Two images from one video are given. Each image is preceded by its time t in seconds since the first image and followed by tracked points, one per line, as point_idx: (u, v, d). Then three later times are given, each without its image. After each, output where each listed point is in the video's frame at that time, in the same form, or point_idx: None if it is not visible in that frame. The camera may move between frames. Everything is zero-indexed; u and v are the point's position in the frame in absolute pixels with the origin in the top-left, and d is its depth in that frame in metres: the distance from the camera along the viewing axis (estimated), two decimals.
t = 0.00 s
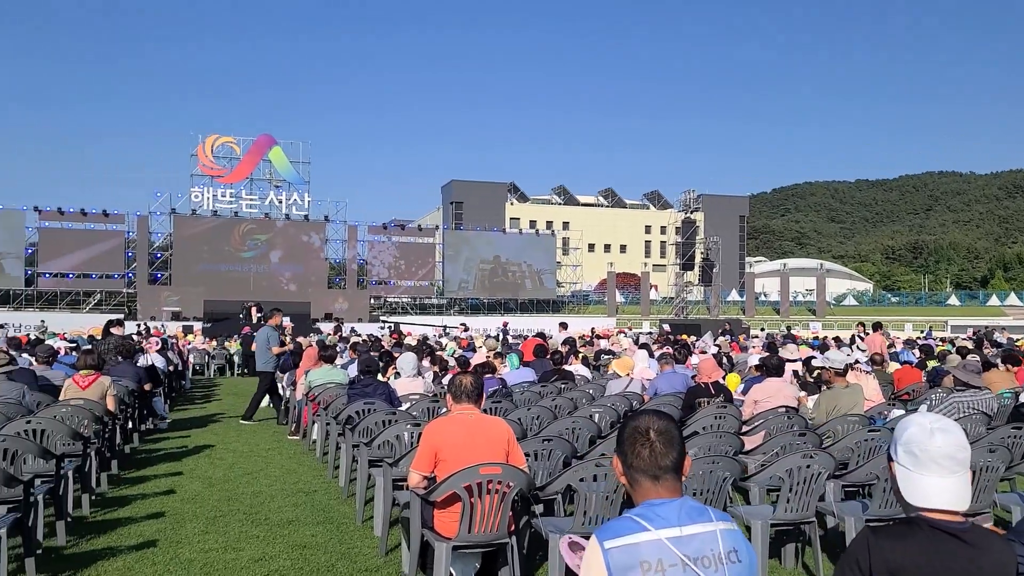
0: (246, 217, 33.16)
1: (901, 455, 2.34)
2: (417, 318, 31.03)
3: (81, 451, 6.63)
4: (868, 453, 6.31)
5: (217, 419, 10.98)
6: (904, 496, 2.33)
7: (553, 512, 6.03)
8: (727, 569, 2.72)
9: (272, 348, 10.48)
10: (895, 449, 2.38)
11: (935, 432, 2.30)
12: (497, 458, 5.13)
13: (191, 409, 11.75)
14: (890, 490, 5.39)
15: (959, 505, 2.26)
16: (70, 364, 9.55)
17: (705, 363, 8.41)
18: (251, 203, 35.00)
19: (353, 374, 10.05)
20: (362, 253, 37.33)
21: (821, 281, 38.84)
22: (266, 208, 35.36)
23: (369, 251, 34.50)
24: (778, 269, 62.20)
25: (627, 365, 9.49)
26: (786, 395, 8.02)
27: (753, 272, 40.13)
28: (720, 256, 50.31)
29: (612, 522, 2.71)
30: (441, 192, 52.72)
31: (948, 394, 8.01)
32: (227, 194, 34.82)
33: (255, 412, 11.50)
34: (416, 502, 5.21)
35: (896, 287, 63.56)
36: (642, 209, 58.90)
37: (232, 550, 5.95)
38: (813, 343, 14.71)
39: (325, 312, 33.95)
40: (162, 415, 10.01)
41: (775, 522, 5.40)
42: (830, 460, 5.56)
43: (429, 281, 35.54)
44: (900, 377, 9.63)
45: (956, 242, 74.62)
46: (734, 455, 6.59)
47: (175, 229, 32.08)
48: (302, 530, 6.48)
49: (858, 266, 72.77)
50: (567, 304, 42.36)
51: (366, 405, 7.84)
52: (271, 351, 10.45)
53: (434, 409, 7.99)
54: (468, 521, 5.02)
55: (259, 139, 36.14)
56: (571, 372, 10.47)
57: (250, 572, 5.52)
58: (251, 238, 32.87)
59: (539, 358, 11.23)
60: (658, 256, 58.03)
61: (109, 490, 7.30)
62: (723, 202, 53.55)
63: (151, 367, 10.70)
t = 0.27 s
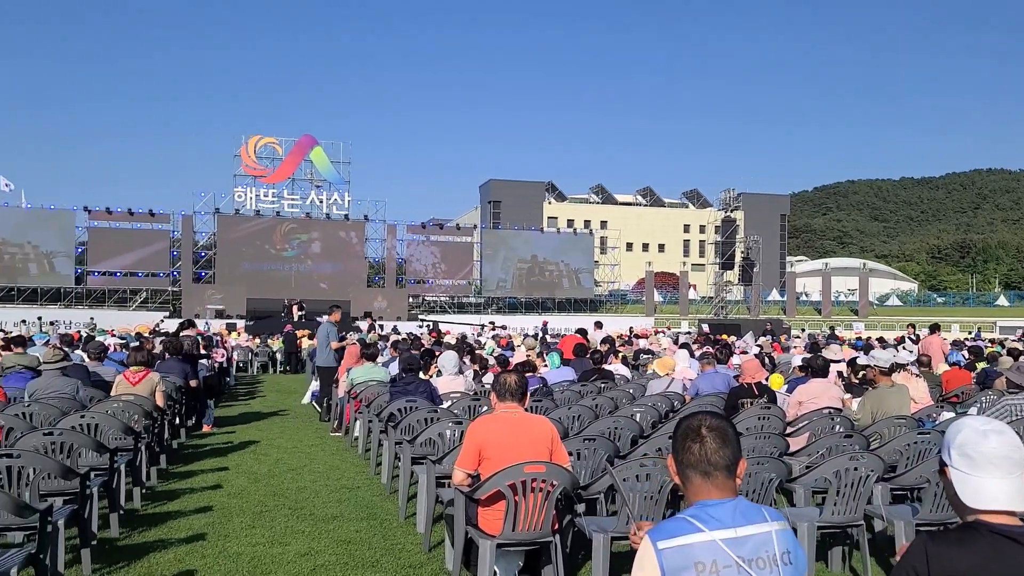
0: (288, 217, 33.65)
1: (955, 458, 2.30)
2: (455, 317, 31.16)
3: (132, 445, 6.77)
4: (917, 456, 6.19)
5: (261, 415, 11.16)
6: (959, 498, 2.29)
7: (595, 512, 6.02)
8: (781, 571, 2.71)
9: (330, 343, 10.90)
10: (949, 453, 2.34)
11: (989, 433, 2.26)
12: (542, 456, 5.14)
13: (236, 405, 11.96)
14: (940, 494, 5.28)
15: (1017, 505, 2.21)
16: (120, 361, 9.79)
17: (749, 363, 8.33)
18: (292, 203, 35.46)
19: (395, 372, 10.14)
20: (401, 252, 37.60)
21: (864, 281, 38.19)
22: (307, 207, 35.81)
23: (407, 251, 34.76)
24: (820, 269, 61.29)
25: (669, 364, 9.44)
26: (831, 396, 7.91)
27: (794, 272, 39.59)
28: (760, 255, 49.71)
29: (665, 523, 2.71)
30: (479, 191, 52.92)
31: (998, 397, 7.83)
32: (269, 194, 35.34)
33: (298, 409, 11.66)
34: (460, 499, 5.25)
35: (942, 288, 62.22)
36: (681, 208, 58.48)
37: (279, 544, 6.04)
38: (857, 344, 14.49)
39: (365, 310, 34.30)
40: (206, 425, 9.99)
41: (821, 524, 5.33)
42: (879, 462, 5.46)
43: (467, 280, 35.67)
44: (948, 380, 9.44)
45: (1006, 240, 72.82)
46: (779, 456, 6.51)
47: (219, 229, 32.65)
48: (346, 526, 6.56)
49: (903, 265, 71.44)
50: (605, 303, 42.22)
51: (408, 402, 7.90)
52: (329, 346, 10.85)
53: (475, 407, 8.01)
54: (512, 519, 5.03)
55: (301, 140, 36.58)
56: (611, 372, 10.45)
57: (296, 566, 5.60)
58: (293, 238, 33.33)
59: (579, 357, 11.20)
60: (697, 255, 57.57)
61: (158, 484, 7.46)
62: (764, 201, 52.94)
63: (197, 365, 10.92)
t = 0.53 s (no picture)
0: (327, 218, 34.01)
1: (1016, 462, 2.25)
2: (492, 316, 31.30)
3: (180, 441, 6.90)
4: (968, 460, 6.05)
5: (303, 413, 11.30)
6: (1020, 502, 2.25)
7: (638, 513, 6.00)
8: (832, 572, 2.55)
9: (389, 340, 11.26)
10: (1013, 458, 2.28)
11: None
12: (585, 455, 5.13)
13: (278, 403, 12.13)
14: (994, 498, 5.14)
15: None
16: (167, 359, 9.99)
17: (792, 364, 8.23)
18: (331, 203, 35.80)
19: (434, 371, 10.20)
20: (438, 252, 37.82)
21: (908, 281, 37.52)
22: (346, 208, 36.15)
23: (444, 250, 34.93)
24: (861, 269, 60.36)
25: (710, 365, 9.36)
26: (876, 398, 7.79)
27: (835, 271, 39.05)
28: (801, 255, 49.10)
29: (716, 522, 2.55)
30: (516, 191, 53.02)
31: None
32: (309, 194, 35.73)
33: (339, 407, 11.78)
34: (504, 498, 5.28)
35: (989, 288, 60.88)
36: (719, 208, 58.02)
37: (323, 540, 6.11)
38: (901, 345, 14.26)
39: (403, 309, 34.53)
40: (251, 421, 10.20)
41: (870, 528, 5.23)
42: (930, 466, 5.35)
43: (502, 280, 35.74)
44: (996, 382, 9.22)
45: None
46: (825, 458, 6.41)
47: (259, 229, 33.10)
48: (389, 523, 6.61)
49: (947, 266, 70.05)
50: (642, 303, 42.04)
51: (449, 402, 7.94)
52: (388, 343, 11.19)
53: (515, 407, 8.00)
54: (556, 519, 5.03)
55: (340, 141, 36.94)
56: (650, 372, 10.38)
57: (341, 562, 5.66)
58: (332, 238, 33.68)
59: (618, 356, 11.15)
60: (736, 255, 57.06)
61: (205, 480, 7.60)
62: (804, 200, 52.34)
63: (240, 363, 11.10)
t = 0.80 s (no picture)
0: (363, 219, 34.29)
1: None
2: (527, 317, 31.31)
3: (224, 438, 7.00)
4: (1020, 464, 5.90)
5: (341, 412, 11.40)
6: None
7: (679, 514, 5.96)
8: None
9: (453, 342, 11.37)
10: None
11: None
12: (628, 455, 5.11)
13: (317, 402, 12.26)
14: None
15: None
16: (209, 357, 10.15)
17: (835, 365, 8.11)
18: (367, 204, 36.07)
19: (472, 371, 10.23)
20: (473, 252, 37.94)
21: (951, 282, 36.84)
22: (381, 208, 36.40)
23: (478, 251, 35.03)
24: (901, 269, 59.39)
25: (750, 365, 9.27)
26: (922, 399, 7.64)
27: (874, 272, 38.49)
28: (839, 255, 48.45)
29: (773, 525, 2.50)
30: (550, 192, 53.03)
31: None
32: (345, 195, 36.04)
33: (377, 406, 11.87)
34: (546, 498, 5.27)
35: None
36: (755, 207, 57.50)
37: (365, 538, 6.15)
38: (946, 346, 14.00)
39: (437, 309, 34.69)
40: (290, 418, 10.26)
41: (919, 533, 5.15)
42: (982, 470, 5.21)
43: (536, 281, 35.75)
44: None
45: None
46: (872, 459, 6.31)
47: (296, 230, 33.47)
48: (430, 522, 6.63)
49: (991, 265, 68.64)
50: (678, 304, 41.80)
51: (488, 401, 7.96)
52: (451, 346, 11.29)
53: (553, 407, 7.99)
54: (598, 519, 5.02)
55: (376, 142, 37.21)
56: (688, 372, 10.31)
57: (383, 561, 5.69)
58: (367, 238, 33.95)
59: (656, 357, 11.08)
60: (772, 255, 56.49)
61: (248, 477, 7.69)
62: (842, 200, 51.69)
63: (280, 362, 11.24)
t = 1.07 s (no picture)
0: (397, 221, 34.50)
1: None
2: (561, 318, 31.28)
3: (264, 438, 7.07)
4: None
5: (377, 412, 11.50)
6: None
7: (720, 517, 5.90)
8: None
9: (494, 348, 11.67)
10: None
11: None
12: (669, 458, 5.08)
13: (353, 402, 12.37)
14: None
15: None
16: (249, 357, 10.29)
17: (876, 368, 7.98)
18: (401, 206, 36.27)
19: (507, 372, 10.25)
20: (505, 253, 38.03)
21: (993, 283, 36.17)
22: (415, 210, 36.60)
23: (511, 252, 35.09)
24: (940, 270, 58.42)
25: (790, 368, 9.17)
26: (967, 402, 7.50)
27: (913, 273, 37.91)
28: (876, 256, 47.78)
29: (827, 529, 2.41)
30: (583, 192, 52.96)
31: None
32: (379, 198, 36.29)
33: (413, 407, 11.93)
34: (587, 500, 5.25)
35: None
36: (790, 207, 56.94)
37: (404, 538, 6.18)
38: (990, 349, 13.74)
39: (470, 310, 34.81)
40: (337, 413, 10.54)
41: (969, 539, 5.04)
42: None
43: (569, 282, 35.68)
44: None
45: None
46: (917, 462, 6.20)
47: (331, 232, 33.78)
48: (468, 523, 6.64)
49: None
50: (711, 305, 41.50)
51: (525, 402, 7.96)
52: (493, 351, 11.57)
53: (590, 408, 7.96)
54: (640, 521, 4.98)
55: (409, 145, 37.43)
56: (726, 374, 10.22)
57: (423, 560, 5.71)
58: (401, 240, 34.15)
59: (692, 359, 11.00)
60: (808, 256, 55.88)
61: (287, 477, 7.77)
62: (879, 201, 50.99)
63: (317, 362, 11.36)
